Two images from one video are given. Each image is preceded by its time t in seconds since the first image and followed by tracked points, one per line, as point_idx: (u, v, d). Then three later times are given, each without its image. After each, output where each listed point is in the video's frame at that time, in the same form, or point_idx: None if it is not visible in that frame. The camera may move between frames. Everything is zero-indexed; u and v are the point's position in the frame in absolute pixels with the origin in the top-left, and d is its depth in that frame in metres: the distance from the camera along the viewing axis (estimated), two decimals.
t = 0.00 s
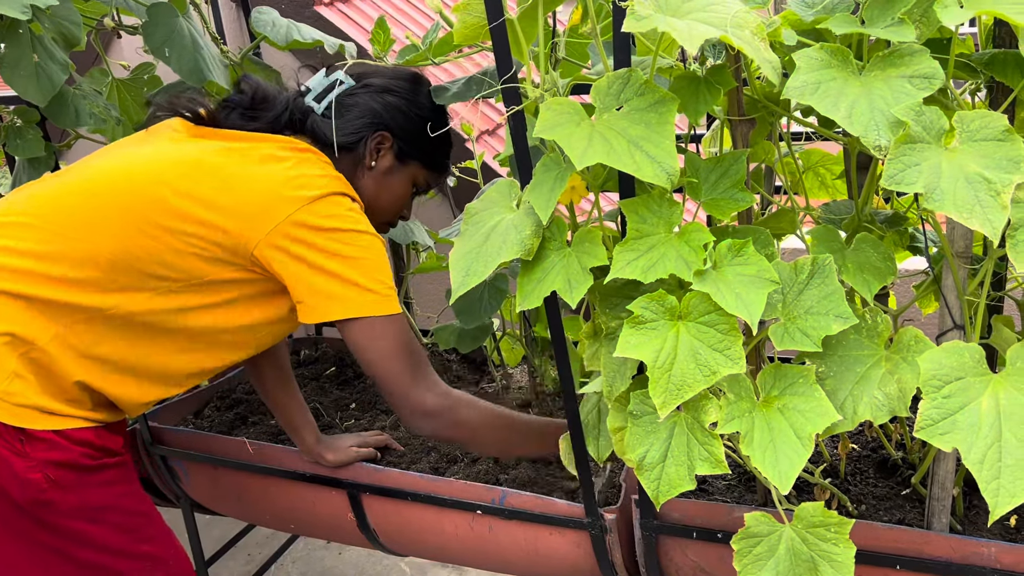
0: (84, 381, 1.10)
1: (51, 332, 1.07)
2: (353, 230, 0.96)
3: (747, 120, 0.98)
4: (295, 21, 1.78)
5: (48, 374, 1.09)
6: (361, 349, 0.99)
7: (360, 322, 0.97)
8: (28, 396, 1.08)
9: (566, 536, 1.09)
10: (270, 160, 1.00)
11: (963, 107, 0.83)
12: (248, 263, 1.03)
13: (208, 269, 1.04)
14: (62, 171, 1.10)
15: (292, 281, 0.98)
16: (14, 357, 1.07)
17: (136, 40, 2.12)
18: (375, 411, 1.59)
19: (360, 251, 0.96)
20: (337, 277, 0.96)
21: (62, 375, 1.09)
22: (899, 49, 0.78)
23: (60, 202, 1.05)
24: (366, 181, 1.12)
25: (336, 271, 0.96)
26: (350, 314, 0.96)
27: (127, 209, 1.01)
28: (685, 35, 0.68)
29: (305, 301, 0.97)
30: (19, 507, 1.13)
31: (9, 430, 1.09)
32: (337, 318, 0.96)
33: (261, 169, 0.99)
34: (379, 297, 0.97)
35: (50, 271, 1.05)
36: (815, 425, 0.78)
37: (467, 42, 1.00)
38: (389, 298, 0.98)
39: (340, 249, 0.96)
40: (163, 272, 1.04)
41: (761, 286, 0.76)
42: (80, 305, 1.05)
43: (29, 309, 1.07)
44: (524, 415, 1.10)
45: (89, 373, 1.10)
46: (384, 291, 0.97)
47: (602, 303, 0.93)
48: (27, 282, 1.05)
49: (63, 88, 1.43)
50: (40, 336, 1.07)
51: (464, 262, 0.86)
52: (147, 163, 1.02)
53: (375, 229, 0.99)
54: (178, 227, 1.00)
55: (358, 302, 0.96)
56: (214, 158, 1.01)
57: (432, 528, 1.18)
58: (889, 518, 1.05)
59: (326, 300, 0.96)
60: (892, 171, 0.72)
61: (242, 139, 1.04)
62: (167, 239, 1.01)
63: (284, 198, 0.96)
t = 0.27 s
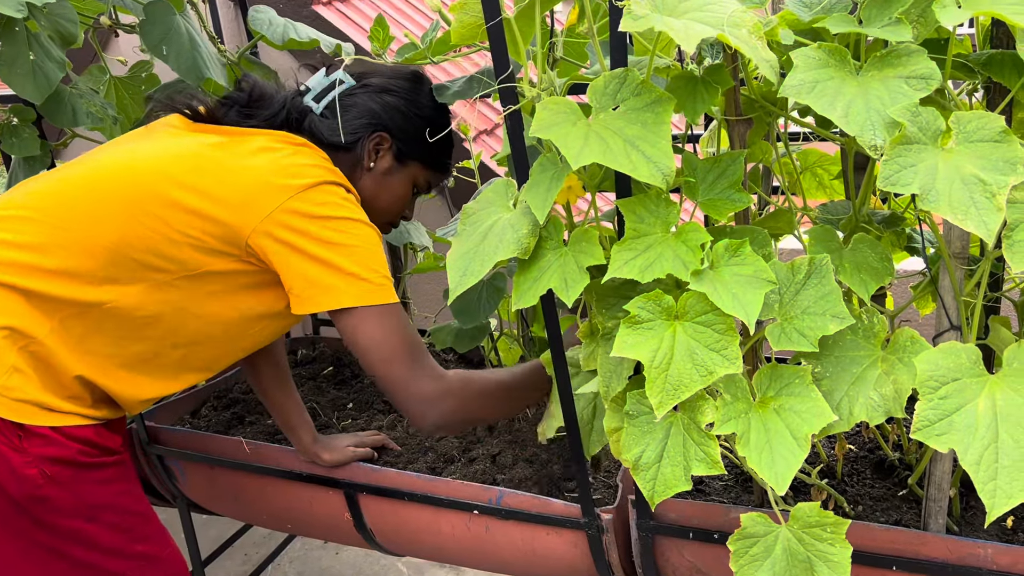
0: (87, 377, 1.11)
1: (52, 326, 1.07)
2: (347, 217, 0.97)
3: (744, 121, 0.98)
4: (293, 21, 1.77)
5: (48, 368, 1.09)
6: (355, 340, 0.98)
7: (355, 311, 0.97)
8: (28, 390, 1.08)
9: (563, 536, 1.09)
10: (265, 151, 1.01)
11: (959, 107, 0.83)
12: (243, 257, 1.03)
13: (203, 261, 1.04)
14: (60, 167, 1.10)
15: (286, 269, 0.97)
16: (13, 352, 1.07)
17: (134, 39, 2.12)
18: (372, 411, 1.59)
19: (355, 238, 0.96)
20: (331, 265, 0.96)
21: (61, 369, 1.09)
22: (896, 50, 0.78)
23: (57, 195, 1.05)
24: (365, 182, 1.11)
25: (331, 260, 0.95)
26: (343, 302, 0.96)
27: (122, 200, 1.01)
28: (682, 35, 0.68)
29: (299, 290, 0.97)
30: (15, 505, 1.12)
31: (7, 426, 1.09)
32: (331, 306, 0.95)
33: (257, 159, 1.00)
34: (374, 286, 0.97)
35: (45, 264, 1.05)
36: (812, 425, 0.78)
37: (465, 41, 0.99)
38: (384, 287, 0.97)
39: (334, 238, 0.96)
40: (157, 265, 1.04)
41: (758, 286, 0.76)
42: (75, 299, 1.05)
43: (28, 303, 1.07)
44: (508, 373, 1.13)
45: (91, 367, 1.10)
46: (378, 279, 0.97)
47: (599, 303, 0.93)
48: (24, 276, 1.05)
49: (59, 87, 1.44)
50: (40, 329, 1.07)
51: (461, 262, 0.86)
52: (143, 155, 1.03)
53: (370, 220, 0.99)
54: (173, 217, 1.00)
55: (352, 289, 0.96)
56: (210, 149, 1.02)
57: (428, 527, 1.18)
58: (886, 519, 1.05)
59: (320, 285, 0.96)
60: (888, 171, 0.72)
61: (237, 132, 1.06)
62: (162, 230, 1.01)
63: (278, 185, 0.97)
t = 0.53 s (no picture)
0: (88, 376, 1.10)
1: (55, 323, 1.07)
2: (348, 206, 0.97)
3: (745, 122, 0.98)
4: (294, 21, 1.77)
5: (52, 366, 1.09)
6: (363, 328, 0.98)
7: (363, 297, 0.97)
8: (31, 388, 1.08)
9: (563, 536, 1.09)
10: (267, 144, 1.01)
11: (960, 108, 0.83)
12: (246, 251, 1.03)
13: (206, 256, 1.04)
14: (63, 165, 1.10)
15: (290, 259, 0.97)
16: (17, 348, 1.06)
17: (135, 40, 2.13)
18: (373, 412, 1.59)
19: (358, 228, 0.96)
20: (335, 253, 0.96)
21: (64, 368, 1.08)
22: (896, 51, 0.78)
23: (60, 192, 1.05)
24: (365, 177, 1.10)
25: (335, 249, 0.95)
26: (348, 289, 0.96)
27: (124, 196, 1.01)
28: (682, 35, 0.68)
29: (304, 279, 0.97)
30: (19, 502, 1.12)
31: (11, 422, 1.09)
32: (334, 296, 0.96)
33: (259, 154, 1.00)
34: (377, 274, 0.96)
35: (47, 261, 1.05)
36: (812, 426, 0.78)
37: (465, 41, 0.99)
38: (388, 274, 0.97)
39: (338, 226, 0.96)
40: (160, 260, 1.04)
41: (758, 287, 0.76)
42: (78, 296, 1.05)
43: (30, 300, 1.06)
44: (522, 382, 1.12)
45: (95, 366, 1.10)
46: (382, 266, 0.97)
47: (599, 304, 0.93)
48: (25, 274, 1.05)
49: (60, 87, 1.43)
50: (42, 327, 1.07)
51: (461, 262, 0.86)
52: (144, 151, 1.03)
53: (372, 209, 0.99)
54: (175, 212, 1.00)
55: (356, 276, 0.96)
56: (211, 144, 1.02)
57: (428, 528, 1.18)
58: (887, 520, 1.05)
59: (326, 272, 0.96)
60: (889, 171, 0.72)
61: (238, 127, 1.06)
62: (164, 225, 1.01)
63: (278, 177, 0.97)
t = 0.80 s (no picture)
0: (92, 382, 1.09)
1: (64, 333, 1.06)
2: (362, 237, 0.98)
3: (745, 125, 0.98)
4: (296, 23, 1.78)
5: (55, 373, 1.08)
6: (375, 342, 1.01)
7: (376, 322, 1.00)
8: (35, 394, 1.07)
9: (564, 538, 1.09)
10: (282, 170, 1.01)
11: (961, 110, 0.83)
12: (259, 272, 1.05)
13: (220, 277, 1.05)
14: (71, 176, 1.09)
15: (307, 288, 0.99)
16: (21, 356, 1.05)
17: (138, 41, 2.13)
18: (374, 413, 1.59)
19: (373, 259, 0.98)
20: (351, 284, 0.98)
21: (68, 375, 1.08)
22: (897, 54, 0.79)
23: (71, 207, 1.05)
24: (376, 198, 1.09)
25: (351, 281, 0.98)
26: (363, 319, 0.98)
27: (139, 219, 1.01)
28: (683, 37, 0.68)
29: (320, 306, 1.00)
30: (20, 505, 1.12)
31: (14, 427, 1.08)
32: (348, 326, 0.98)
33: (274, 181, 1.00)
34: (391, 302, 0.99)
35: (57, 277, 1.05)
36: (812, 428, 0.78)
37: (466, 44, 1.00)
38: (401, 302, 1.00)
39: (353, 258, 0.98)
40: (174, 281, 1.05)
41: (759, 289, 0.76)
42: (84, 307, 1.05)
43: (36, 308, 1.06)
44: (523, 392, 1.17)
45: (98, 375, 1.10)
46: (396, 295, 1.00)
47: (600, 306, 0.93)
48: (31, 284, 1.05)
49: (63, 89, 1.43)
50: (50, 336, 1.06)
51: (462, 264, 0.86)
52: (157, 170, 1.03)
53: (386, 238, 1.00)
54: (189, 235, 1.01)
55: (372, 306, 0.98)
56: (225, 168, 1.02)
57: (429, 529, 1.18)
58: (887, 522, 1.05)
59: (343, 302, 0.98)
60: (889, 174, 0.72)
61: (251, 146, 1.05)
62: (177, 247, 1.02)
63: (294, 208, 0.98)
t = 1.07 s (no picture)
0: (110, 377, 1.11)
1: (84, 325, 1.08)
2: (372, 226, 0.99)
3: (746, 126, 0.99)
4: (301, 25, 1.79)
5: (74, 367, 1.09)
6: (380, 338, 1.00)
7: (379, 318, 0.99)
8: (56, 389, 1.08)
9: (566, 537, 1.09)
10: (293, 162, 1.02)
11: (960, 111, 0.84)
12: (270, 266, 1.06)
13: (232, 271, 1.06)
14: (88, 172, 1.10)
15: (314, 279, 0.99)
16: (43, 351, 1.06)
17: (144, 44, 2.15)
18: (377, 413, 1.60)
19: (380, 249, 0.98)
20: (358, 274, 0.98)
21: (88, 371, 1.10)
22: (896, 55, 0.79)
23: (86, 202, 1.06)
24: (387, 200, 1.10)
25: (358, 271, 0.98)
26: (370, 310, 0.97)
27: (152, 211, 1.02)
28: (684, 39, 0.69)
29: (327, 298, 0.99)
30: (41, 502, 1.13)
31: (33, 421, 1.08)
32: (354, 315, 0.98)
33: (285, 173, 1.01)
34: (398, 293, 0.99)
35: (72, 270, 1.06)
36: (813, 427, 0.78)
37: (469, 46, 1.00)
38: (408, 294, 1.00)
39: (361, 248, 0.98)
40: (186, 273, 1.06)
41: (759, 289, 0.77)
42: (102, 303, 1.06)
43: (56, 303, 1.07)
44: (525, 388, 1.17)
45: (115, 370, 1.12)
46: (403, 287, 1.00)
47: (601, 306, 0.94)
48: (47, 278, 1.06)
49: (70, 91, 1.45)
50: (70, 330, 1.07)
51: (464, 264, 0.87)
52: (171, 165, 1.04)
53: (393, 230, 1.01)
54: (202, 228, 1.02)
55: (379, 297, 0.98)
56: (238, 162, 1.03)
57: (432, 528, 1.19)
58: (888, 521, 1.05)
59: (348, 294, 0.98)
60: (889, 175, 0.73)
61: (263, 141, 1.07)
62: (191, 240, 1.03)
63: (304, 198, 0.98)
